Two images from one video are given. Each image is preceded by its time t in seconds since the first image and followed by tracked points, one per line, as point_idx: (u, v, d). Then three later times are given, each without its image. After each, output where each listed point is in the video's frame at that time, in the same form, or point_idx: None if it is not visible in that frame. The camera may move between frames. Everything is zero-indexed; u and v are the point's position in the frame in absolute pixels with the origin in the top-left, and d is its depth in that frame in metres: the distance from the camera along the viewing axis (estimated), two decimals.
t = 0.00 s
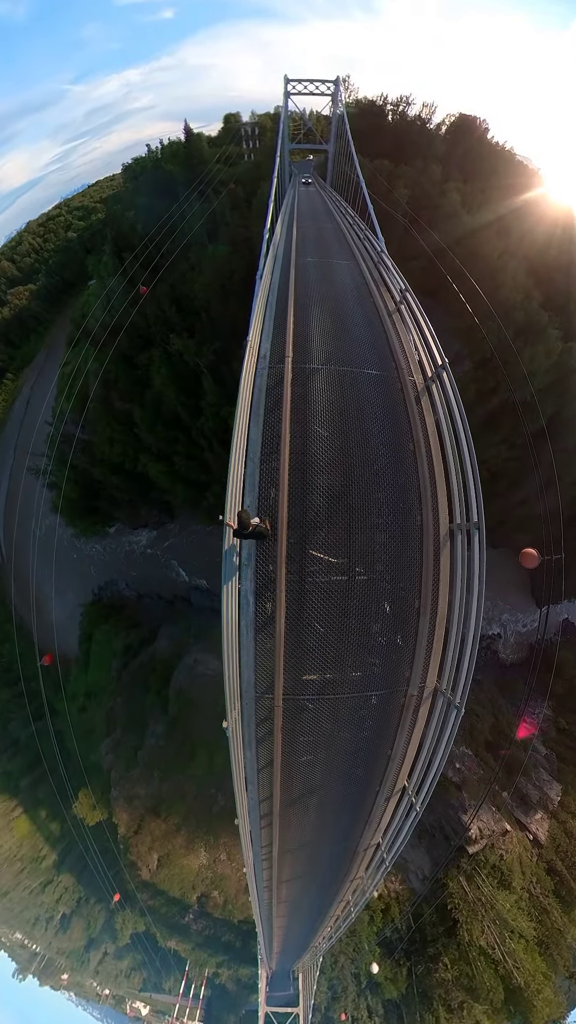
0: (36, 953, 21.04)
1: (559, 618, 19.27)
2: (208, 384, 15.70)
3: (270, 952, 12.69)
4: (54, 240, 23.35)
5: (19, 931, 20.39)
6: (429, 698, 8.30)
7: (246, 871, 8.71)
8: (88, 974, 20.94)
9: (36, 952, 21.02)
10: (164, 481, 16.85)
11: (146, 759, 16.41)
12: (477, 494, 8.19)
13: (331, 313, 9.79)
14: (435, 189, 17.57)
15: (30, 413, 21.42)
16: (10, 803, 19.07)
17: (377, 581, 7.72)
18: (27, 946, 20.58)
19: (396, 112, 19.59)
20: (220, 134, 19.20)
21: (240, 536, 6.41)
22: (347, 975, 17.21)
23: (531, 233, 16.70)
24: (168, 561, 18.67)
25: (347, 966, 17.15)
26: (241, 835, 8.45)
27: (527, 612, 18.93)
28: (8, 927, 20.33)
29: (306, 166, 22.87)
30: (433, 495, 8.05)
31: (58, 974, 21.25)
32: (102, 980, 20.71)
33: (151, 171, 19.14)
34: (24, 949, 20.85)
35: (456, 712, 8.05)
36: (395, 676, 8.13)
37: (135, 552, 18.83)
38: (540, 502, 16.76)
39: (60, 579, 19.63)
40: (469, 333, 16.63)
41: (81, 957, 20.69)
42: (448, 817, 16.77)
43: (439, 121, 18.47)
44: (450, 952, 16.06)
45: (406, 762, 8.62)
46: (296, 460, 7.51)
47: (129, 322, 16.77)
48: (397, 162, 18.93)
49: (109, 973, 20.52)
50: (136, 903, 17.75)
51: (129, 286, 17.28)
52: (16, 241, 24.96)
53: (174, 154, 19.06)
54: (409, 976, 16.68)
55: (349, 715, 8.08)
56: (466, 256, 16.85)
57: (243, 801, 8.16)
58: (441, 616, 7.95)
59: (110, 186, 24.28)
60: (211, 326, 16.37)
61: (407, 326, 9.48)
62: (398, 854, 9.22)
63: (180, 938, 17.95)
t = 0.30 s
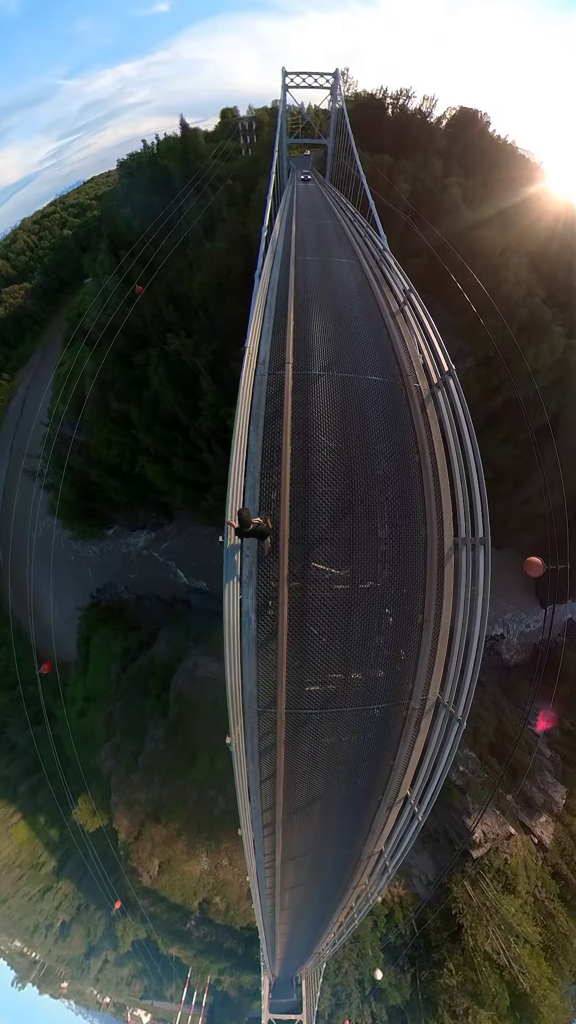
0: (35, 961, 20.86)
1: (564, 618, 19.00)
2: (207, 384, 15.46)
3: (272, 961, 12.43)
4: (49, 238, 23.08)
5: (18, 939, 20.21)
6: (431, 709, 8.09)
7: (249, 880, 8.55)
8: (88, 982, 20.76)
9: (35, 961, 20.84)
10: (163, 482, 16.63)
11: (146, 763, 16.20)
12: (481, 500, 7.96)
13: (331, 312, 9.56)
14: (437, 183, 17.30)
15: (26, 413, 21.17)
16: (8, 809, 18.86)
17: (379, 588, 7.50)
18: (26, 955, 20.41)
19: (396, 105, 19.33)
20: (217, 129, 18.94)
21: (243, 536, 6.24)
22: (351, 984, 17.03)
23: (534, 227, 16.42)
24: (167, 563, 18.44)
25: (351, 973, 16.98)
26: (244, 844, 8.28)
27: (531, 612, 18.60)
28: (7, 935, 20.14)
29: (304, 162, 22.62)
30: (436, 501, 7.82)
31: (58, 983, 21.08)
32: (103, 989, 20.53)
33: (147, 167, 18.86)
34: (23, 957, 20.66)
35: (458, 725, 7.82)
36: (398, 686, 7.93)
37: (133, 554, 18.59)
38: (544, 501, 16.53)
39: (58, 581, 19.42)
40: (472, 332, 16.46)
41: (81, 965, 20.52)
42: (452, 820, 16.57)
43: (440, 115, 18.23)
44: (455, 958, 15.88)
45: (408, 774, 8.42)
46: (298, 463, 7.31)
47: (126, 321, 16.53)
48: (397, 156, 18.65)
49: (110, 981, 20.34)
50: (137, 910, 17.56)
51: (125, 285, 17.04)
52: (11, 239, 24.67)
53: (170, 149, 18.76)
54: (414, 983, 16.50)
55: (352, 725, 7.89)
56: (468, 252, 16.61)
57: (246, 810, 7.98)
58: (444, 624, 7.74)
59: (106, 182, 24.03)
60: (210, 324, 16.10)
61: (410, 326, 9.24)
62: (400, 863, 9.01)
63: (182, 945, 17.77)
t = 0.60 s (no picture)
0: (34, 969, 20.69)
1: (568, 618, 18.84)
2: (205, 384, 15.26)
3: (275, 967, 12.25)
4: (45, 236, 22.85)
5: (16, 948, 20.01)
6: (430, 722, 7.88)
7: (251, 886, 8.43)
8: (88, 990, 20.59)
9: (34, 969, 20.68)
10: (161, 484, 16.42)
11: (146, 768, 16.01)
12: (483, 506, 7.72)
13: (330, 312, 9.36)
14: (437, 179, 17.08)
15: (22, 414, 20.94)
16: (6, 815, 18.66)
17: (379, 595, 7.29)
18: (25, 963, 20.24)
19: (395, 100, 19.13)
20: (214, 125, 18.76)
21: (237, 538, 6.06)
22: (354, 990, 16.83)
23: (535, 223, 16.22)
24: (165, 565, 18.23)
25: (354, 980, 16.81)
26: (245, 852, 8.12)
27: (535, 612, 18.33)
28: (5, 943, 19.94)
29: (302, 159, 22.46)
30: (436, 506, 7.58)
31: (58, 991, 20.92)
32: (103, 996, 20.37)
33: (142, 164, 18.63)
34: (23, 966, 20.50)
35: (456, 739, 7.60)
36: (397, 696, 7.73)
37: (131, 556, 18.36)
38: (547, 500, 16.35)
39: (56, 584, 19.20)
40: (473, 330, 16.28)
41: (80, 973, 20.40)
42: (455, 824, 16.36)
43: (440, 109, 17.99)
44: (459, 964, 15.65)
45: (409, 783, 8.22)
46: (296, 466, 7.12)
47: (122, 320, 16.30)
48: (397, 152, 18.43)
49: (110, 988, 20.18)
50: (137, 917, 17.40)
51: (121, 284, 16.80)
52: (6, 237, 24.42)
53: (165, 145, 18.54)
54: (417, 989, 16.32)
55: (351, 735, 7.70)
56: (469, 249, 16.39)
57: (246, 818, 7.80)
58: (444, 632, 7.52)
59: (102, 180, 23.80)
60: (207, 323, 15.86)
61: (410, 326, 9.02)
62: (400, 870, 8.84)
63: (184, 952, 17.61)
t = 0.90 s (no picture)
0: (33, 977, 20.56)
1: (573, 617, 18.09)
2: (203, 385, 15.04)
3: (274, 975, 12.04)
4: (40, 234, 22.58)
5: (15, 955, 19.92)
6: (428, 735, 7.68)
7: (250, 896, 8.25)
8: (87, 998, 20.45)
9: (33, 977, 20.55)
10: (158, 485, 16.18)
11: (145, 773, 15.83)
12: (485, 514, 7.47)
13: (327, 311, 9.12)
14: (437, 173, 16.79)
15: (18, 415, 20.72)
16: (4, 821, 18.51)
17: (378, 605, 7.06)
18: (24, 971, 20.11)
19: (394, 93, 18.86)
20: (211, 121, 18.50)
21: (231, 542, 5.85)
22: (356, 996, 16.69)
23: (538, 218, 15.91)
24: (163, 567, 17.99)
25: (356, 986, 16.74)
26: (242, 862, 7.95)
27: (538, 612, 17.90)
28: (4, 950, 19.84)
29: (300, 155, 22.21)
30: (436, 511, 7.33)
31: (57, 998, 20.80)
32: (103, 1004, 20.23)
33: (137, 159, 18.31)
34: (22, 973, 20.37)
35: (453, 756, 7.38)
36: (396, 709, 7.52)
37: (129, 558, 18.13)
38: (550, 500, 16.11)
39: (53, 587, 19.00)
40: (475, 328, 16.01)
41: (80, 980, 20.28)
42: (458, 829, 16.11)
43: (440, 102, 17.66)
44: (462, 970, 15.48)
45: (407, 794, 8.01)
46: (291, 469, 6.89)
47: (118, 319, 16.05)
48: (397, 146, 18.14)
49: (110, 996, 20.03)
50: (137, 924, 17.26)
51: (116, 282, 16.54)
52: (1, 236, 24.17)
53: (161, 141, 18.24)
54: (420, 996, 16.12)
55: (348, 747, 7.52)
56: (470, 245, 16.10)
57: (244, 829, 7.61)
58: (443, 644, 7.29)
59: (97, 176, 23.52)
60: (204, 321, 15.58)
61: (409, 327, 8.72)
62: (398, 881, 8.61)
63: (184, 959, 17.46)
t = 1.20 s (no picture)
0: (32, 985, 20.44)
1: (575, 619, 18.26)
2: (200, 385, 14.82)
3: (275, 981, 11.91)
4: (34, 231, 22.29)
5: (14, 962, 19.79)
6: (424, 749, 7.48)
7: (249, 905, 8.11)
8: (87, 1005, 20.31)
9: (32, 984, 20.43)
10: (156, 486, 15.94)
11: (145, 778, 15.65)
12: (484, 519, 7.25)
13: (324, 310, 8.94)
14: (438, 168, 16.53)
15: (14, 415, 20.48)
16: (3, 826, 18.35)
17: (374, 613, 6.87)
18: (23, 978, 19.98)
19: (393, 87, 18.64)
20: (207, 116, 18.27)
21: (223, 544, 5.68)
22: (358, 1002, 16.53)
23: (540, 213, 15.66)
24: (162, 569, 17.74)
25: (359, 992, 16.56)
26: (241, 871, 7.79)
27: (542, 612, 17.70)
28: (3, 957, 19.72)
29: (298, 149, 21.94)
30: (434, 513, 7.11)
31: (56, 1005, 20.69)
32: (103, 1011, 20.10)
33: (133, 154, 18.03)
34: (21, 980, 20.25)
35: (448, 769, 7.18)
36: (392, 719, 7.33)
37: (127, 560, 17.88)
38: (553, 500, 15.86)
39: (50, 590, 18.80)
40: (477, 325, 15.74)
41: (80, 987, 20.19)
42: (461, 833, 15.89)
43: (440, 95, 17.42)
44: (466, 976, 15.36)
45: (404, 804, 7.80)
46: (286, 472, 6.70)
47: (114, 318, 15.81)
48: (396, 140, 17.88)
49: (110, 1002, 19.90)
50: (137, 930, 17.14)
51: (112, 281, 16.31)
52: None
53: (157, 136, 17.98)
54: (423, 1001, 16.17)
55: (345, 758, 7.34)
56: (472, 240, 15.82)
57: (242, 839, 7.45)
58: (440, 653, 7.08)
59: (92, 173, 23.22)
60: (200, 320, 15.32)
61: (408, 327, 8.49)
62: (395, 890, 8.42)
63: (185, 965, 17.33)
